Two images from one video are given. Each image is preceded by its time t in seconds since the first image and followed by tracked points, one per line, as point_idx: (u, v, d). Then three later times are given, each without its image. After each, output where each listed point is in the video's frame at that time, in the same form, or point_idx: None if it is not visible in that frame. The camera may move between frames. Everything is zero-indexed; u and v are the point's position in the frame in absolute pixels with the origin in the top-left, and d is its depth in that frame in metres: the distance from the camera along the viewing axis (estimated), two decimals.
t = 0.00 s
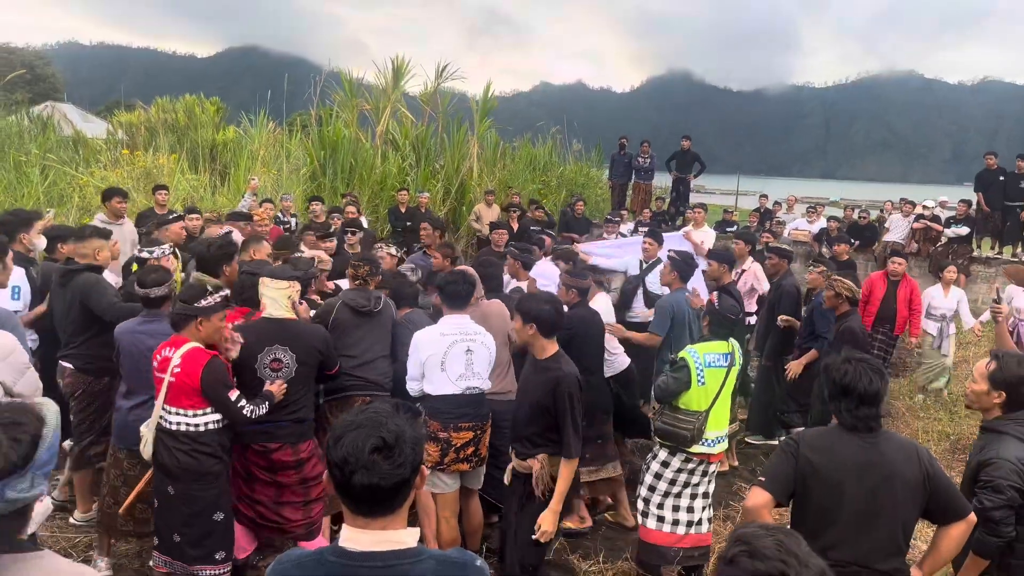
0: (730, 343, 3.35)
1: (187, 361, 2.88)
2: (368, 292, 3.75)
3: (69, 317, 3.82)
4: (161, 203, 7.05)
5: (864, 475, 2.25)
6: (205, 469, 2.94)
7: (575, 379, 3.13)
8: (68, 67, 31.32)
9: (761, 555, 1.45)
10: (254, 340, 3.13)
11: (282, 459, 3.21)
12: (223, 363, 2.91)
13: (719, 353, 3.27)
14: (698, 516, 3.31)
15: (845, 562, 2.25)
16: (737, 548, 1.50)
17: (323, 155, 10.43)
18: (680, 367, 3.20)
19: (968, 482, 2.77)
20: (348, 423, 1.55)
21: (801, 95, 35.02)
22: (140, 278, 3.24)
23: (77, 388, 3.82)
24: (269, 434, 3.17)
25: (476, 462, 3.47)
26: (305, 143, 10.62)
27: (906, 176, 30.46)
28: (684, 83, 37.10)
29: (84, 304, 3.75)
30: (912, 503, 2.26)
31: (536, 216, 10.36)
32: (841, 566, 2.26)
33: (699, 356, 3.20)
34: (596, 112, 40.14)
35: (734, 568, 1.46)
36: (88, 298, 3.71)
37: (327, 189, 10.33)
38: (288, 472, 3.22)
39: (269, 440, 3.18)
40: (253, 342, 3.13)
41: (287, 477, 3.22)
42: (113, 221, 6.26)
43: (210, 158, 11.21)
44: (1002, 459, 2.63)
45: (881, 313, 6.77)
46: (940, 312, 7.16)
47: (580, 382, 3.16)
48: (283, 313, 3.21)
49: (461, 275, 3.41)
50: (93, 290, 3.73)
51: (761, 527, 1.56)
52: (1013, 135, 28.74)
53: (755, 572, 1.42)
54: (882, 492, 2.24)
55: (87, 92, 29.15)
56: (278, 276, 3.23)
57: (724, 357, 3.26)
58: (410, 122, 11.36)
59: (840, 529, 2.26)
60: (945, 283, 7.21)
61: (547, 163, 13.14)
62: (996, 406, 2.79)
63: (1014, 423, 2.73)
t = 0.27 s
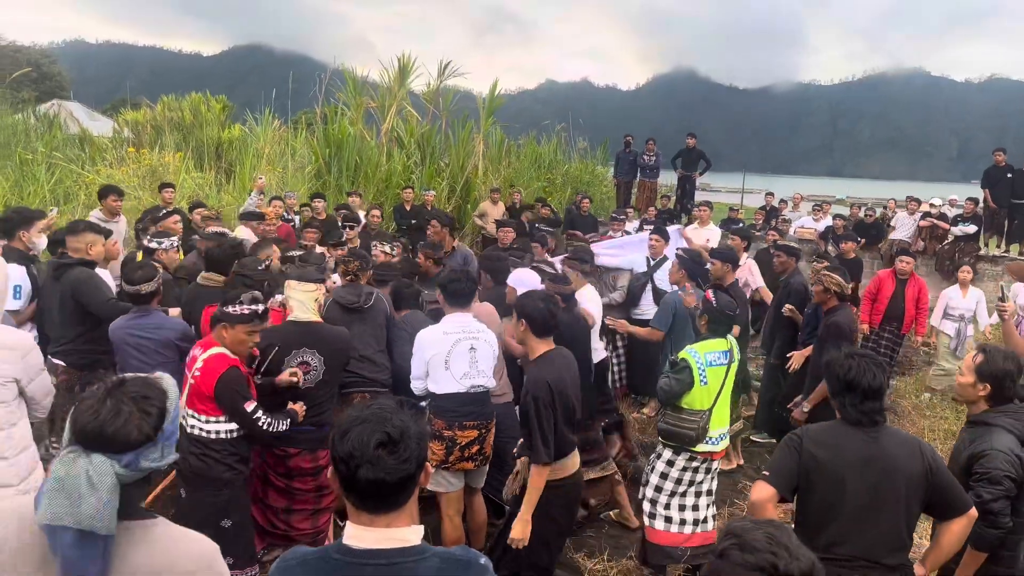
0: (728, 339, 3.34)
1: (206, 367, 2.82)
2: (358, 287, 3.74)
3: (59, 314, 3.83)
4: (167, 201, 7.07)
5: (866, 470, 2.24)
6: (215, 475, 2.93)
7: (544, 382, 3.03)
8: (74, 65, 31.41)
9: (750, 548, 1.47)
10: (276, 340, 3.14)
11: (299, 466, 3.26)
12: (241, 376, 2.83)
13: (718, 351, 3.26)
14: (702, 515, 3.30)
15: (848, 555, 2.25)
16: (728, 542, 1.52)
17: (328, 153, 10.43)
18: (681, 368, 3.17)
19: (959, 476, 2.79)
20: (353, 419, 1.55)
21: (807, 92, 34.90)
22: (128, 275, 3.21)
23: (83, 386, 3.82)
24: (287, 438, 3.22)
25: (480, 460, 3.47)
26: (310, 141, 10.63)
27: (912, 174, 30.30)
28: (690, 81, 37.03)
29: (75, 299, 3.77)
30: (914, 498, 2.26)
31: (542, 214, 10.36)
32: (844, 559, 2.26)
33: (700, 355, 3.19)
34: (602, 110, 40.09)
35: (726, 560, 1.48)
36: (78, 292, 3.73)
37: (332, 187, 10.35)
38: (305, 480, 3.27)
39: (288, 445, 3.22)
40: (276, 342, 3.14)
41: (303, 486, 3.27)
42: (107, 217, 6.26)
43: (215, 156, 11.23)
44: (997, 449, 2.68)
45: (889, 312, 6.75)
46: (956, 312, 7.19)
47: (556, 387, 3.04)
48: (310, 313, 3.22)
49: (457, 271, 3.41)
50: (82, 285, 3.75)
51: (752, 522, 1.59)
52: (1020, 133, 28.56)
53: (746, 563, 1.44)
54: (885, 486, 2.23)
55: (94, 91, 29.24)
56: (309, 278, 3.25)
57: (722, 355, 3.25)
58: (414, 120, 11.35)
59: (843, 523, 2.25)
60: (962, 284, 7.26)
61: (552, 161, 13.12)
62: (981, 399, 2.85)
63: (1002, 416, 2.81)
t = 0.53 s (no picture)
0: (722, 339, 3.31)
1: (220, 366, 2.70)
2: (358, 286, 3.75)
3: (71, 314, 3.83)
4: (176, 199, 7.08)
5: (856, 462, 2.25)
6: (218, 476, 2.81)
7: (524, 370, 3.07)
8: (82, 63, 31.51)
9: (726, 536, 1.46)
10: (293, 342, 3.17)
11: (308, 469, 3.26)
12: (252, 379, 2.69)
13: (712, 352, 3.23)
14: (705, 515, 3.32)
15: (840, 545, 2.27)
16: (707, 532, 1.51)
17: (335, 151, 10.47)
18: (676, 373, 3.12)
19: (944, 464, 2.81)
20: (358, 416, 1.56)
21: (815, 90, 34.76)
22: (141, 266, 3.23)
23: (94, 384, 3.83)
24: (296, 440, 3.23)
25: (486, 457, 3.48)
26: (317, 139, 10.64)
27: (921, 172, 30.12)
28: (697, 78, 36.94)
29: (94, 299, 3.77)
30: (900, 490, 2.28)
31: (549, 212, 10.35)
32: (835, 549, 2.28)
33: (695, 358, 3.15)
34: (608, 107, 40.03)
35: (702, 549, 1.47)
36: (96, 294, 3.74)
37: (339, 185, 10.37)
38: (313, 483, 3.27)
39: (297, 447, 3.23)
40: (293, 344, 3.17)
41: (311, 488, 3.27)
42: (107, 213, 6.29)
43: (222, 154, 11.25)
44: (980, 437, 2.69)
45: (897, 310, 6.72)
46: (976, 312, 7.14)
47: (536, 374, 3.07)
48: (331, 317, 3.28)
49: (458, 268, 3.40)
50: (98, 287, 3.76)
51: (734, 513, 1.57)
52: None
53: (720, 551, 1.43)
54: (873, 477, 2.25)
55: (101, 89, 29.34)
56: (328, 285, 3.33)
57: (716, 356, 3.23)
58: (421, 118, 11.35)
59: (836, 514, 2.27)
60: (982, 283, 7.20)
61: (558, 159, 13.11)
62: (969, 389, 2.83)
63: (987, 405, 2.81)
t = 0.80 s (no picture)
0: (711, 339, 3.32)
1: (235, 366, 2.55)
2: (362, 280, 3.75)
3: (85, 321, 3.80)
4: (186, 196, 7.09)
5: (852, 455, 2.28)
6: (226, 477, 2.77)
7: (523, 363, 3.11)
8: (92, 60, 31.61)
9: (704, 525, 1.53)
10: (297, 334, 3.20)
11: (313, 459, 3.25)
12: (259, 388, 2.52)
13: (702, 352, 3.24)
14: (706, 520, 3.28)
15: (836, 537, 2.29)
16: (685, 521, 1.59)
17: (343, 149, 10.50)
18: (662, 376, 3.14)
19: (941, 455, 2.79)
20: (372, 410, 1.57)
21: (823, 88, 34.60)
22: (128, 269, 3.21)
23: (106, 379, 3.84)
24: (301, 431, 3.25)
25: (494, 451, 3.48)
26: (326, 137, 10.65)
27: (930, 171, 29.85)
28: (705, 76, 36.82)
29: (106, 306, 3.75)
30: (891, 480, 2.31)
31: (557, 210, 10.33)
32: (831, 541, 2.30)
33: (681, 360, 3.16)
34: (616, 105, 39.95)
35: (681, 540, 1.54)
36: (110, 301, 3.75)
37: (347, 182, 10.40)
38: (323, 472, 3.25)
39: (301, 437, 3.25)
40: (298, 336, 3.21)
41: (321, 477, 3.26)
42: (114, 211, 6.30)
43: (230, 151, 11.27)
44: (975, 430, 2.65)
45: (906, 309, 6.70)
46: (987, 311, 7.11)
47: (537, 362, 3.10)
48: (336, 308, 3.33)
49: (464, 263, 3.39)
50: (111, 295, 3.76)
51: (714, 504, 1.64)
52: None
53: (697, 540, 1.50)
54: (868, 468, 2.28)
55: (111, 86, 29.44)
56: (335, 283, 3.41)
57: (706, 356, 3.23)
58: (429, 116, 11.34)
59: (833, 506, 2.29)
60: (994, 282, 7.17)
61: (566, 157, 13.09)
62: (970, 384, 2.82)
63: (988, 401, 2.77)
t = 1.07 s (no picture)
0: (719, 339, 3.30)
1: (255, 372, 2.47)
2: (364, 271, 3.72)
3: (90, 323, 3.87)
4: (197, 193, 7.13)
5: (882, 455, 2.32)
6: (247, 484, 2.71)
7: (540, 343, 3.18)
8: (102, 57, 31.77)
9: (725, 514, 1.54)
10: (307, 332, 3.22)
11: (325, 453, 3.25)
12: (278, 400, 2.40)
13: (709, 353, 3.22)
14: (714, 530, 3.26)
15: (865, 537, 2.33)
16: (705, 511, 1.60)
17: (352, 147, 10.54)
18: (670, 380, 3.14)
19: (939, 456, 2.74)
20: (388, 405, 1.57)
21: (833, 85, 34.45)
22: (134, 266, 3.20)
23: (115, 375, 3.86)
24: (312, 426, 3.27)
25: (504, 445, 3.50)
26: (334, 134, 10.67)
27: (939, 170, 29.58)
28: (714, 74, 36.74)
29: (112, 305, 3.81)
30: (912, 482, 2.38)
31: (566, 207, 10.33)
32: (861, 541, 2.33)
33: (689, 362, 3.15)
34: (624, 102, 39.88)
35: (702, 529, 1.55)
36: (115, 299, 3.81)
37: (356, 180, 10.45)
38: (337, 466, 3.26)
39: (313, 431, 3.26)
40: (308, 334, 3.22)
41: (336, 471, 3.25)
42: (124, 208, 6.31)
43: (239, 149, 11.31)
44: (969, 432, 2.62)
45: (916, 308, 6.67)
46: (996, 309, 7.08)
47: (553, 344, 3.17)
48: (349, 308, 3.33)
49: (473, 260, 3.42)
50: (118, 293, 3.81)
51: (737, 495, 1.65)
52: None
53: (718, 529, 1.51)
54: (894, 467, 2.33)
55: (121, 83, 29.56)
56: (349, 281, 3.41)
57: (713, 356, 3.21)
58: (437, 113, 11.34)
59: (864, 507, 2.32)
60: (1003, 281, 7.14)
61: (574, 154, 13.09)
62: (978, 386, 2.81)
63: (991, 402, 2.72)
